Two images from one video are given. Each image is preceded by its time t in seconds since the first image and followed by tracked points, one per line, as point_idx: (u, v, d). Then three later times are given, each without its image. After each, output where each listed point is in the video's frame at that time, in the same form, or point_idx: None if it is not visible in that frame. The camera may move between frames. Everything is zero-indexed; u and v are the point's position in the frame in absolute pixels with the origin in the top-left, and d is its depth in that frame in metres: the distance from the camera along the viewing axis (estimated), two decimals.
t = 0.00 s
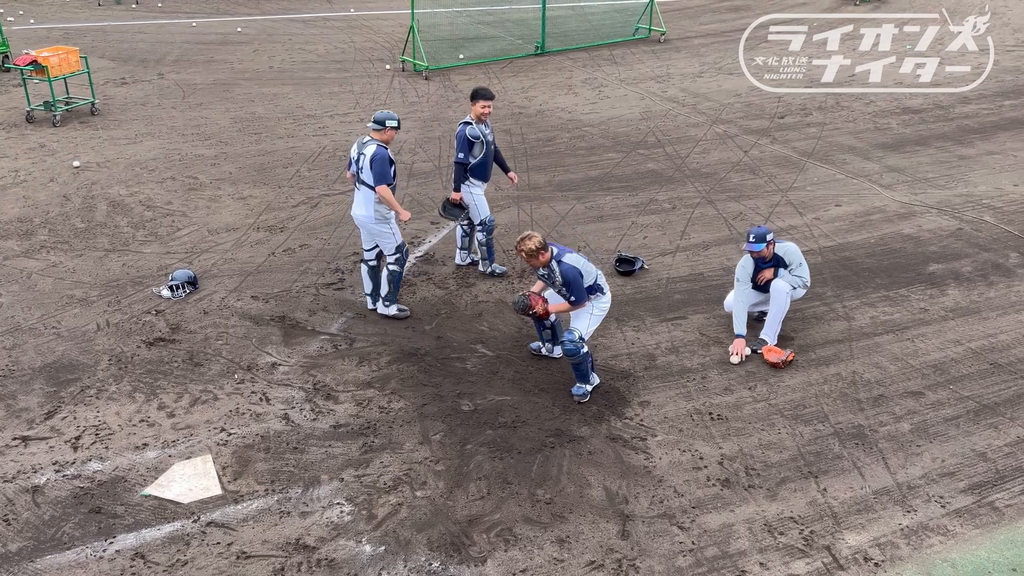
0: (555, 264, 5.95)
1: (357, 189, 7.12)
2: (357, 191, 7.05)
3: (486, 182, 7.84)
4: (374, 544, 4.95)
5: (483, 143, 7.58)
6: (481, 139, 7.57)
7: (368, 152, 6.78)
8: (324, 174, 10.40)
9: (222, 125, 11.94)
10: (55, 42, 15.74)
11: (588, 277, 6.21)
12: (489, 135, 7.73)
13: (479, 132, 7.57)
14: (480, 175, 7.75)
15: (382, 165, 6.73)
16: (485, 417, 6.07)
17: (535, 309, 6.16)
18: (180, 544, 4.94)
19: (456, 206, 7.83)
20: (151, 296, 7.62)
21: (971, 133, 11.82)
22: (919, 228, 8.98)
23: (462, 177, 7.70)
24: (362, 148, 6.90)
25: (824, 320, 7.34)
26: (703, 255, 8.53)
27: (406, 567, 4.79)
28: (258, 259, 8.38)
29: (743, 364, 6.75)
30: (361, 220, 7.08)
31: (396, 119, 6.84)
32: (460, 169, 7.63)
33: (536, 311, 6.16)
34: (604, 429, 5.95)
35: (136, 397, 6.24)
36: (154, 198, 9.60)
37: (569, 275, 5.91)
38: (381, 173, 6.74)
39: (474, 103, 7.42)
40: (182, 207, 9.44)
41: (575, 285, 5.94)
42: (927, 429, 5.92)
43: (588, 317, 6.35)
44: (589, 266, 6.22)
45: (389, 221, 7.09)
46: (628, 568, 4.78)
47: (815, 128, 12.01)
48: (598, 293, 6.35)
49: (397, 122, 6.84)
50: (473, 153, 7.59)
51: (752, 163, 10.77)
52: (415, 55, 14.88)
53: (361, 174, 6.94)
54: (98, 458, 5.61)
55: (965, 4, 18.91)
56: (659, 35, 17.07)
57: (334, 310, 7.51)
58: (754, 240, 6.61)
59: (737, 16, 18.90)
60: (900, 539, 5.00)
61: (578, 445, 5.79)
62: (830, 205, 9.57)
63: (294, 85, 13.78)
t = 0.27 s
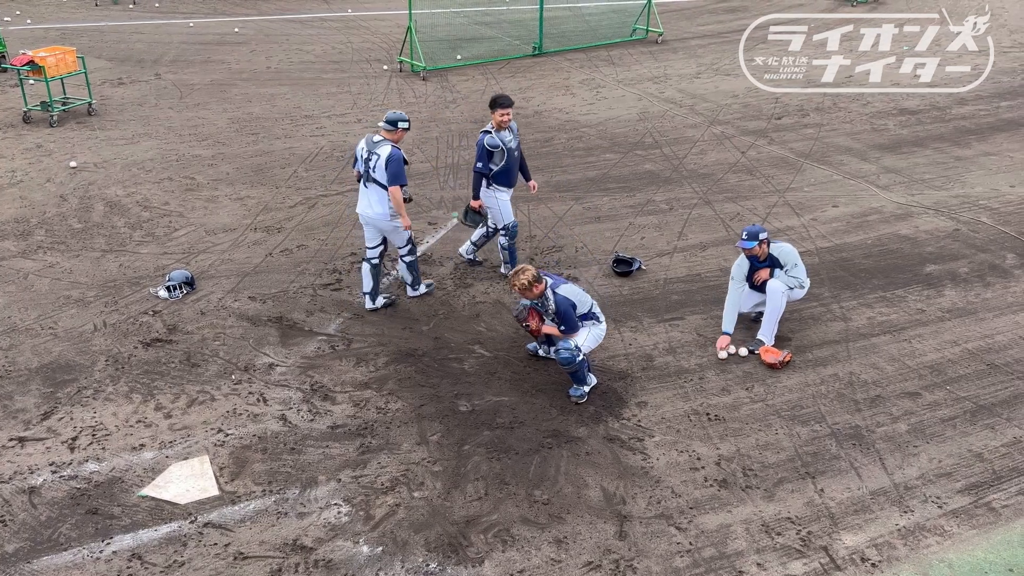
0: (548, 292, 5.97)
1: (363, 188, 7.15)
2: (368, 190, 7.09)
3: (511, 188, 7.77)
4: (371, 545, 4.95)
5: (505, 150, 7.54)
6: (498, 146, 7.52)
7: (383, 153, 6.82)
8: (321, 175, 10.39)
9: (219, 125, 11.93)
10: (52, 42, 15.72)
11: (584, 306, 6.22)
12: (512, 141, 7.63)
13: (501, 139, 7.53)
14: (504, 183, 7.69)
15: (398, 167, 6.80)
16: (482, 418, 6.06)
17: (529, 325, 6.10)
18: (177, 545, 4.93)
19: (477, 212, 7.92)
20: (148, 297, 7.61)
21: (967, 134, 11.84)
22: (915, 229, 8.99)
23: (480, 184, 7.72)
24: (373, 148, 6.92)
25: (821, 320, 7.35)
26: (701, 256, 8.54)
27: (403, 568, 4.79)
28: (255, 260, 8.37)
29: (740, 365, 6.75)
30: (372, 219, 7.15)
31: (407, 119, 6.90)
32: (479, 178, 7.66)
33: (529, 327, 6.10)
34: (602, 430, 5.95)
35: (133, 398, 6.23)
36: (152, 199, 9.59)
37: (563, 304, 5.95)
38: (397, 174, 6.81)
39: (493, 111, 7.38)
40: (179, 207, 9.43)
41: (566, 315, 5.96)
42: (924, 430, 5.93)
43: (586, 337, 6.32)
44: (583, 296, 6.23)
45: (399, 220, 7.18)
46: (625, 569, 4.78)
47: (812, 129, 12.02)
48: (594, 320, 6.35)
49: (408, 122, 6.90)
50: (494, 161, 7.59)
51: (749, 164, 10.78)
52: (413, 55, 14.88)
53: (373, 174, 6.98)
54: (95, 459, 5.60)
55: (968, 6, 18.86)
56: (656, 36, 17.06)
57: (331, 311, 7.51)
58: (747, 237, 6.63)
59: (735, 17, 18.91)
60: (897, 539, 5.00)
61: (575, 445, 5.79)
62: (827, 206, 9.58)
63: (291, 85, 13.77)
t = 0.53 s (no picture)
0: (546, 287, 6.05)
1: (378, 181, 7.34)
2: (382, 183, 7.28)
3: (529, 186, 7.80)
4: (369, 546, 4.95)
5: (519, 149, 7.55)
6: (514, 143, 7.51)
7: (399, 150, 6.99)
8: (319, 175, 10.39)
9: (217, 125, 11.92)
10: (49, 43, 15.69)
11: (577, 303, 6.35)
12: (528, 140, 7.62)
13: (517, 138, 7.54)
14: (522, 181, 7.73)
15: (412, 166, 6.99)
16: (480, 418, 6.06)
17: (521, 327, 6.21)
18: (174, 546, 4.93)
19: (513, 212, 7.71)
20: (146, 297, 7.60)
21: (964, 134, 11.86)
22: (913, 229, 9.00)
23: (505, 184, 7.62)
24: (389, 144, 7.09)
25: (818, 321, 7.35)
26: (698, 256, 8.54)
27: (401, 568, 4.79)
28: (252, 260, 8.36)
29: (738, 365, 6.76)
30: (383, 211, 7.34)
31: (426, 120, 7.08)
32: (501, 178, 7.59)
33: (522, 329, 6.21)
34: (600, 430, 5.95)
35: (130, 398, 6.23)
36: (149, 199, 9.58)
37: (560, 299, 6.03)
38: (411, 171, 7.00)
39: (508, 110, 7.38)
40: (176, 208, 9.41)
41: (564, 310, 6.05)
42: (921, 430, 5.93)
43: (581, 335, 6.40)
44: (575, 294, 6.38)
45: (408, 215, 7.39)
46: (623, 569, 4.78)
47: (809, 130, 12.03)
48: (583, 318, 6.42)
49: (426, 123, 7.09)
50: (510, 159, 7.57)
51: (747, 165, 10.79)
52: (410, 56, 14.87)
53: (387, 168, 7.16)
54: (92, 459, 5.59)
55: (970, 7, 18.83)
56: (654, 36, 17.07)
57: (329, 311, 7.50)
58: (744, 236, 6.65)
59: (733, 18, 18.92)
60: (895, 539, 5.01)
61: (573, 446, 5.79)
62: (824, 206, 9.59)
63: (289, 86, 13.76)
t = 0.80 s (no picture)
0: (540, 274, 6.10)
1: (387, 175, 7.54)
2: (389, 177, 7.48)
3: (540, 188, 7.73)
4: (367, 547, 4.94)
5: (533, 150, 7.50)
6: (530, 143, 7.49)
7: (401, 145, 7.16)
8: (317, 176, 10.38)
9: (214, 126, 11.91)
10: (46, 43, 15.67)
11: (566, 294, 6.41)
12: (549, 144, 7.54)
13: (535, 140, 7.50)
14: (533, 182, 7.67)
15: (414, 160, 7.14)
16: (478, 419, 6.06)
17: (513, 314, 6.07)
18: (172, 547, 4.92)
19: (528, 204, 7.69)
20: (143, 298, 7.60)
21: (962, 135, 11.88)
22: (910, 230, 9.01)
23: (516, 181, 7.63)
24: (394, 139, 7.28)
25: (815, 321, 7.36)
26: (696, 257, 8.55)
27: (398, 568, 4.79)
28: (250, 261, 8.36)
29: (736, 366, 6.76)
30: (391, 204, 7.55)
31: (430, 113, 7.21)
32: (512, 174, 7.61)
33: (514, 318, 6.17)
34: (597, 431, 5.95)
35: (128, 399, 6.22)
36: (146, 199, 9.58)
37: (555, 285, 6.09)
38: (417, 165, 7.17)
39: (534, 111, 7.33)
40: (174, 208, 9.41)
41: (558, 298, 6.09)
42: (919, 430, 5.94)
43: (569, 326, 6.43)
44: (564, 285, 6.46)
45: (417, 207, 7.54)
46: (620, 569, 4.78)
47: (807, 130, 12.05)
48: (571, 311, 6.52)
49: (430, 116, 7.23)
50: (523, 158, 7.54)
51: (745, 165, 10.80)
52: (408, 56, 14.87)
53: (393, 163, 7.36)
54: (89, 460, 5.59)
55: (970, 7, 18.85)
56: (652, 37, 17.07)
57: (327, 311, 7.50)
58: (743, 237, 6.67)
59: (731, 18, 18.93)
60: (892, 539, 5.01)
61: (570, 446, 5.79)
62: (821, 207, 9.60)
63: (287, 86, 13.75)
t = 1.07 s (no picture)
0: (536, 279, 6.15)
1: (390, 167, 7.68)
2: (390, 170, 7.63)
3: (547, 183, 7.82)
4: (365, 547, 4.94)
5: (545, 143, 7.63)
6: (545, 137, 7.62)
7: (394, 138, 7.28)
8: (315, 176, 10.38)
9: (212, 126, 11.90)
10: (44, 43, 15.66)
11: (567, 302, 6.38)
12: (564, 143, 7.64)
13: (551, 135, 7.63)
14: (541, 175, 7.80)
15: (404, 153, 7.21)
16: (476, 419, 6.06)
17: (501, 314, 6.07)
18: (170, 547, 4.92)
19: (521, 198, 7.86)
20: (141, 298, 7.59)
21: (959, 135, 11.89)
22: (908, 230, 9.02)
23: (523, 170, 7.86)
24: (393, 132, 7.41)
25: (813, 321, 7.36)
26: (694, 257, 8.55)
27: (397, 569, 4.79)
28: (248, 261, 8.35)
29: (734, 366, 6.77)
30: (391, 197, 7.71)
31: (425, 108, 7.21)
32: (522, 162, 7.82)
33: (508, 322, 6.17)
34: (595, 431, 5.95)
35: (126, 399, 6.22)
36: (144, 199, 9.57)
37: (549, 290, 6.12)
38: (408, 161, 7.24)
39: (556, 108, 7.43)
40: (172, 208, 9.40)
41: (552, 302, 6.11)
42: (916, 430, 5.95)
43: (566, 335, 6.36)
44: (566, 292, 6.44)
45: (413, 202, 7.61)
46: (619, 569, 4.78)
47: (805, 131, 12.05)
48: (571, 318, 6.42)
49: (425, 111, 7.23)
50: (535, 149, 7.72)
51: (743, 165, 10.80)
52: (406, 56, 14.86)
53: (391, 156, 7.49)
54: (87, 460, 5.58)
55: (968, 8, 18.87)
56: (650, 37, 17.07)
57: (325, 312, 7.50)
58: (745, 234, 6.67)
59: (729, 19, 18.95)
60: (890, 539, 5.02)
61: (569, 446, 5.79)
62: (819, 207, 9.60)
63: (285, 86, 13.75)
